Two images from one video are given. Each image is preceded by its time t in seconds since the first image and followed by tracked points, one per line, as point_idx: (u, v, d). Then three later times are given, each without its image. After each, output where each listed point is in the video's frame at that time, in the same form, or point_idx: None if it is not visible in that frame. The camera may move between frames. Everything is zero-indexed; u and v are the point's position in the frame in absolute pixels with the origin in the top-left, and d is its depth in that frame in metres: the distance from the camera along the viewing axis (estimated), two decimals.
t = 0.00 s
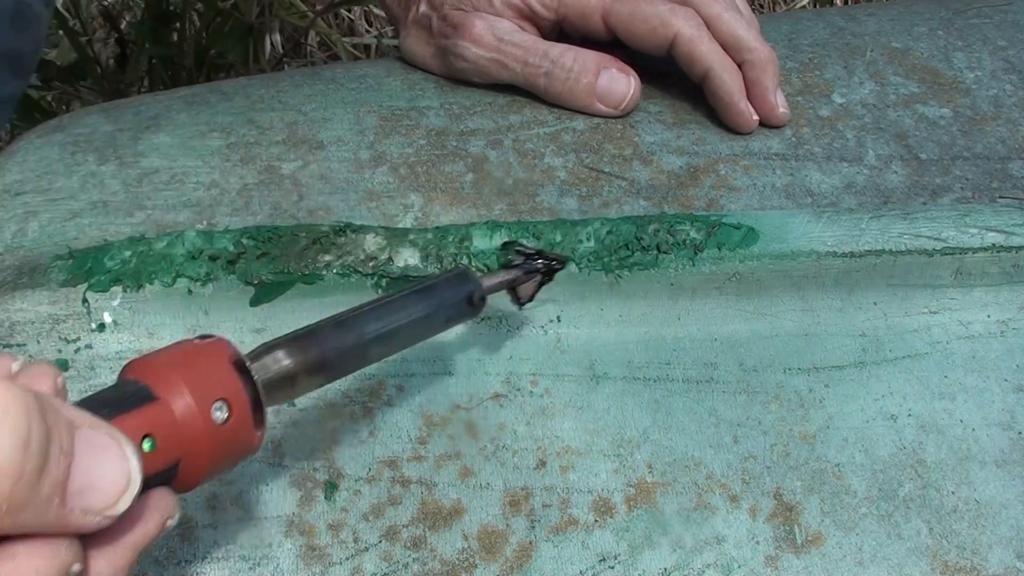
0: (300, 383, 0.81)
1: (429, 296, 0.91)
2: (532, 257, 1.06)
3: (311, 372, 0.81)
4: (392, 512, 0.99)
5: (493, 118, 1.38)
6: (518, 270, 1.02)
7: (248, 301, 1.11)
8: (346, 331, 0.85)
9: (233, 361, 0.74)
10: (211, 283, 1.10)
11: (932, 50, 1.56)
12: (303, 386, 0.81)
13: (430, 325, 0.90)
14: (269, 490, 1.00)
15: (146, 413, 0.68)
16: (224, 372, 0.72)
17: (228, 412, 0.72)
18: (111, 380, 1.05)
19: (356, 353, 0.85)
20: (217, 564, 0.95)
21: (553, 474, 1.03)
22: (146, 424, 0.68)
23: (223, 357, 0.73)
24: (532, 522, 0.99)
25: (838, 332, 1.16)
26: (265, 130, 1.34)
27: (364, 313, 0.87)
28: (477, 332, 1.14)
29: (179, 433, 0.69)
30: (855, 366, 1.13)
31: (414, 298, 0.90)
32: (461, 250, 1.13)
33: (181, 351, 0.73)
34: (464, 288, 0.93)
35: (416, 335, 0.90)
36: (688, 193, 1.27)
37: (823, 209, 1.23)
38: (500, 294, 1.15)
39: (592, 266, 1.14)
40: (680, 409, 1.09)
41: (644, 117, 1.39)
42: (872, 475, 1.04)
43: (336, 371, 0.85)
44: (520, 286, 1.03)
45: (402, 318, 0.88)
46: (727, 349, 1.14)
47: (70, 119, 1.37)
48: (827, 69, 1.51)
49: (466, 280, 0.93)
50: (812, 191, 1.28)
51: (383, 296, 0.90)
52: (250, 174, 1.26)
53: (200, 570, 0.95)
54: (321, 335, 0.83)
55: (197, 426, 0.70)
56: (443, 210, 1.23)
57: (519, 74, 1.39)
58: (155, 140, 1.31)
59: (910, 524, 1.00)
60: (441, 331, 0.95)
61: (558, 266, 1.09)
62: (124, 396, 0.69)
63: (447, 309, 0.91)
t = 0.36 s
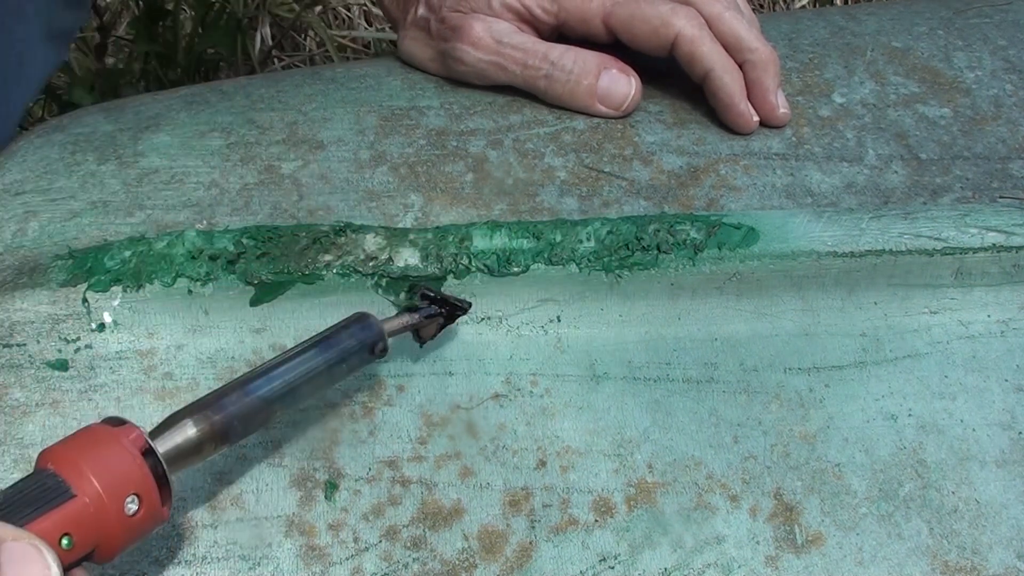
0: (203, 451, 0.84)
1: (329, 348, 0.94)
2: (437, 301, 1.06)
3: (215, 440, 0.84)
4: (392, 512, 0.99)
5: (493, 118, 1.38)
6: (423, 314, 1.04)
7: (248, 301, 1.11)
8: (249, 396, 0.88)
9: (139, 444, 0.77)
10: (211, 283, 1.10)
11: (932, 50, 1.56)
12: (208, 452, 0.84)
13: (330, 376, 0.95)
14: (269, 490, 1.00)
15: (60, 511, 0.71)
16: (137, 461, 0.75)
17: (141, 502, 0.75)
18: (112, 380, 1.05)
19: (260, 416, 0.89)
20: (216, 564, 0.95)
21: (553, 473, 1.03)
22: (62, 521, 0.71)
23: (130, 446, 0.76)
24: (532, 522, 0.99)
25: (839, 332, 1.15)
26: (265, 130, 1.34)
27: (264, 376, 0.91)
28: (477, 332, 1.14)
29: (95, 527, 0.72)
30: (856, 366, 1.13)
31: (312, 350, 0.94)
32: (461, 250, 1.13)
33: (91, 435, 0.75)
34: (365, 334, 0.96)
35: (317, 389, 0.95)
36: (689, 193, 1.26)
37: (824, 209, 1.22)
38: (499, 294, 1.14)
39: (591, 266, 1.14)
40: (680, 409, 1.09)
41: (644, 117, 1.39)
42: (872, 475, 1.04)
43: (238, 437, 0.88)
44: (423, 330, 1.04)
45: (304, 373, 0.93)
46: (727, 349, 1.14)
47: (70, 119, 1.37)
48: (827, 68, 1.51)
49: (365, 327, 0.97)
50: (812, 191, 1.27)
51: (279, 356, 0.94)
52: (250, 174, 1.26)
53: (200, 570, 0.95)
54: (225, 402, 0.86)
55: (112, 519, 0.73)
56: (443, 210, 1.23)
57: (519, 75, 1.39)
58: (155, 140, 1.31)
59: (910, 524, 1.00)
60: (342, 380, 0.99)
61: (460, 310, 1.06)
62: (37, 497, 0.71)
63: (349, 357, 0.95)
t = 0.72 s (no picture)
0: (143, 448, 0.85)
1: (251, 341, 0.99)
2: (351, 285, 1.10)
3: (156, 436, 0.86)
4: (392, 512, 0.99)
5: (493, 118, 1.38)
6: (338, 299, 1.08)
7: (248, 300, 1.11)
8: (184, 392, 0.91)
9: (84, 444, 0.76)
10: (211, 283, 1.10)
11: (932, 50, 1.56)
12: (148, 449, 0.86)
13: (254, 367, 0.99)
14: (269, 490, 1.00)
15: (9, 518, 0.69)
16: (83, 461, 0.74)
17: (91, 499, 0.75)
18: (112, 381, 1.05)
19: (195, 409, 0.91)
20: (216, 564, 0.95)
21: (553, 473, 1.03)
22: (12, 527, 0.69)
23: (76, 447, 0.75)
24: (532, 522, 0.99)
25: (839, 333, 1.15)
26: (265, 130, 1.34)
27: (192, 371, 0.93)
28: (477, 332, 1.14)
29: (48, 528, 0.71)
30: (856, 366, 1.13)
31: (236, 344, 0.98)
32: (461, 249, 1.13)
33: (33, 441, 0.74)
34: (285, 325, 1.02)
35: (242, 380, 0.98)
36: (689, 193, 1.26)
37: (824, 208, 1.22)
38: (499, 294, 1.14)
39: (591, 266, 1.13)
40: (681, 409, 1.09)
41: (644, 117, 1.39)
42: (872, 475, 1.04)
43: (175, 433, 0.90)
44: (339, 314, 1.09)
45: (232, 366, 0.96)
46: (727, 349, 1.14)
47: (70, 119, 1.37)
48: (827, 68, 1.51)
49: (284, 319, 1.02)
50: (812, 191, 1.27)
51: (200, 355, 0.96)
52: (249, 174, 1.26)
53: (199, 570, 0.95)
54: (161, 400, 0.88)
55: (64, 519, 0.72)
56: (442, 210, 1.23)
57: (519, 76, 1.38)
58: (155, 139, 1.31)
59: (910, 524, 1.00)
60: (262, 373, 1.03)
61: (376, 293, 1.11)
62: None
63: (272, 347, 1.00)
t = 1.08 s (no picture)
0: (60, 443, 0.80)
1: (174, 333, 0.93)
2: (273, 277, 1.09)
3: (75, 428, 0.81)
4: (392, 512, 0.99)
5: (493, 119, 1.38)
6: (260, 292, 1.06)
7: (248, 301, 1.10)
8: (105, 383, 0.85)
9: None
10: (211, 284, 1.10)
11: (932, 50, 1.56)
12: (66, 444, 0.80)
13: (178, 360, 0.93)
14: (268, 490, 1.00)
15: None
16: None
17: (5, 489, 0.72)
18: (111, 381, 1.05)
19: (117, 403, 0.86)
20: (216, 564, 0.96)
21: (553, 473, 1.03)
22: None
23: None
24: (532, 522, 0.99)
25: (839, 333, 1.15)
26: (265, 130, 1.34)
27: (110, 364, 0.88)
28: (477, 332, 1.13)
29: None
30: (855, 366, 1.13)
31: (158, 336, 0.92)
32: (461, 250, 1.13)
33: None
34: (206, 318, 0.97)
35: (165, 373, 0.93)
36: (689, 193, 1.27)
37: (824, 209, 1.23)
38: (499, 294, 1.14)
39: (591, 266, 1.13)
40: (681, 409, 1.09)
41: (644, 118, 1.39)
42: (872, 475, 1.04)
43: (95, 427, 0.84)
44: (263, 307, 1.07)
45: (156, 357, 0.91)
46: (727, 349, 1.14)
47: (70, 119, 1.37)
48: (827, 69, 1.51)
49: (206, 310, 0.97)
50: (812, 191, 1.28)
51: (119, 347, 0.90)
52: (250, 174, 1.26)
53: (199, 570, 0.95)
54: (80, 392, 0.82)
55: None
56: (442, 210, 1.23)
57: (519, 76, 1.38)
58: (155, 140, 1.31)
59: (910, 524, 1.00)
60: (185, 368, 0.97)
61: (298, 283, 1.09)
62: None
63: (198, 338, 0.95)
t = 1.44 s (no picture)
0: None
1: (118, 311, 0.95)
2: (220, 259, 1.09)
3: (12, 401, 0.84)
4: (392, 512, 1.00)
5: (493, 118, 1.38)
6: (206, 273, 1.06)
7: (248, 301, 1.10)
8: (43, 358, 0.88)
9: None
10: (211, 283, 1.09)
11: (932, 50, 1.56)
12: (3, 416, 0.83)
13: (123, 338, 0.95)
14: (269, 490, 1.01)
15: None
16: None
17: None
18: (111, 381, 1.05)
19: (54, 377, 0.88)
20: (217, 564, 0.96)
21: (553, 473, 1.03)
22: None
23: None
24: (532, 522, 1.00)
25: (839, 333, 1.15)
26: (265, 130, 1.34)
27: (52, 340, 0.90)
28: (477, 332, 1.13)
29: None
30: (856, 366, 1.12)
31: (102, 314, 0.94)
32: (461, 249, 1.13)
33: None
34: (150, 298, 0.98)
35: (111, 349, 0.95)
36: (689, 193, 1.26)
37: (824, 209, 1.22)
38: (499, 294, 1.13)
39: (591, 266, 1.13)
40: (680, 409, 1.09)
41: (644, 117, 1.39)
42: (872, 476, 1.04)
43: (35, 401, 0.87)
44: (208, 289, 1.07)
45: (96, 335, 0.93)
46: (727, 349, 1.13)
47: (70, 119, 1.37)
48: (827, 68, 1.51)
49: (151, 289, 0.99)
50: (812, 191, 1.28)
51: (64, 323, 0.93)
52: (250, 174, 1.26)
53: (200, 570, 0.96)
54: (18, 366, 0.85)
55: None
56: (442, 210, 1.23)
57: (519, 74, 1.38)
58: (155, 139, 1.31)
59: (910, 524, 1.01)
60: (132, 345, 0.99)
61: (243, 266, 1.09)
62: None
63: (142, 316, 0.97)
